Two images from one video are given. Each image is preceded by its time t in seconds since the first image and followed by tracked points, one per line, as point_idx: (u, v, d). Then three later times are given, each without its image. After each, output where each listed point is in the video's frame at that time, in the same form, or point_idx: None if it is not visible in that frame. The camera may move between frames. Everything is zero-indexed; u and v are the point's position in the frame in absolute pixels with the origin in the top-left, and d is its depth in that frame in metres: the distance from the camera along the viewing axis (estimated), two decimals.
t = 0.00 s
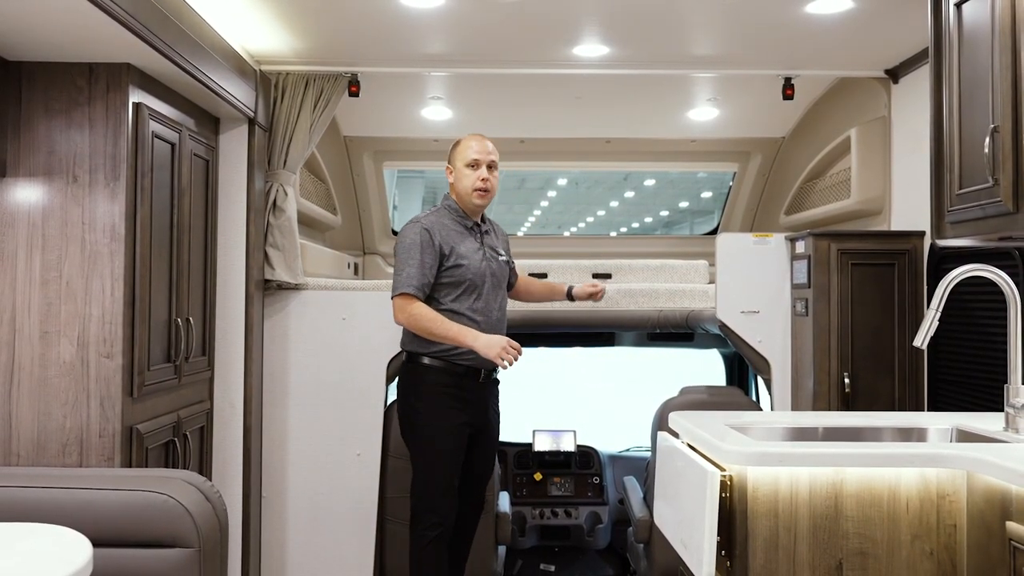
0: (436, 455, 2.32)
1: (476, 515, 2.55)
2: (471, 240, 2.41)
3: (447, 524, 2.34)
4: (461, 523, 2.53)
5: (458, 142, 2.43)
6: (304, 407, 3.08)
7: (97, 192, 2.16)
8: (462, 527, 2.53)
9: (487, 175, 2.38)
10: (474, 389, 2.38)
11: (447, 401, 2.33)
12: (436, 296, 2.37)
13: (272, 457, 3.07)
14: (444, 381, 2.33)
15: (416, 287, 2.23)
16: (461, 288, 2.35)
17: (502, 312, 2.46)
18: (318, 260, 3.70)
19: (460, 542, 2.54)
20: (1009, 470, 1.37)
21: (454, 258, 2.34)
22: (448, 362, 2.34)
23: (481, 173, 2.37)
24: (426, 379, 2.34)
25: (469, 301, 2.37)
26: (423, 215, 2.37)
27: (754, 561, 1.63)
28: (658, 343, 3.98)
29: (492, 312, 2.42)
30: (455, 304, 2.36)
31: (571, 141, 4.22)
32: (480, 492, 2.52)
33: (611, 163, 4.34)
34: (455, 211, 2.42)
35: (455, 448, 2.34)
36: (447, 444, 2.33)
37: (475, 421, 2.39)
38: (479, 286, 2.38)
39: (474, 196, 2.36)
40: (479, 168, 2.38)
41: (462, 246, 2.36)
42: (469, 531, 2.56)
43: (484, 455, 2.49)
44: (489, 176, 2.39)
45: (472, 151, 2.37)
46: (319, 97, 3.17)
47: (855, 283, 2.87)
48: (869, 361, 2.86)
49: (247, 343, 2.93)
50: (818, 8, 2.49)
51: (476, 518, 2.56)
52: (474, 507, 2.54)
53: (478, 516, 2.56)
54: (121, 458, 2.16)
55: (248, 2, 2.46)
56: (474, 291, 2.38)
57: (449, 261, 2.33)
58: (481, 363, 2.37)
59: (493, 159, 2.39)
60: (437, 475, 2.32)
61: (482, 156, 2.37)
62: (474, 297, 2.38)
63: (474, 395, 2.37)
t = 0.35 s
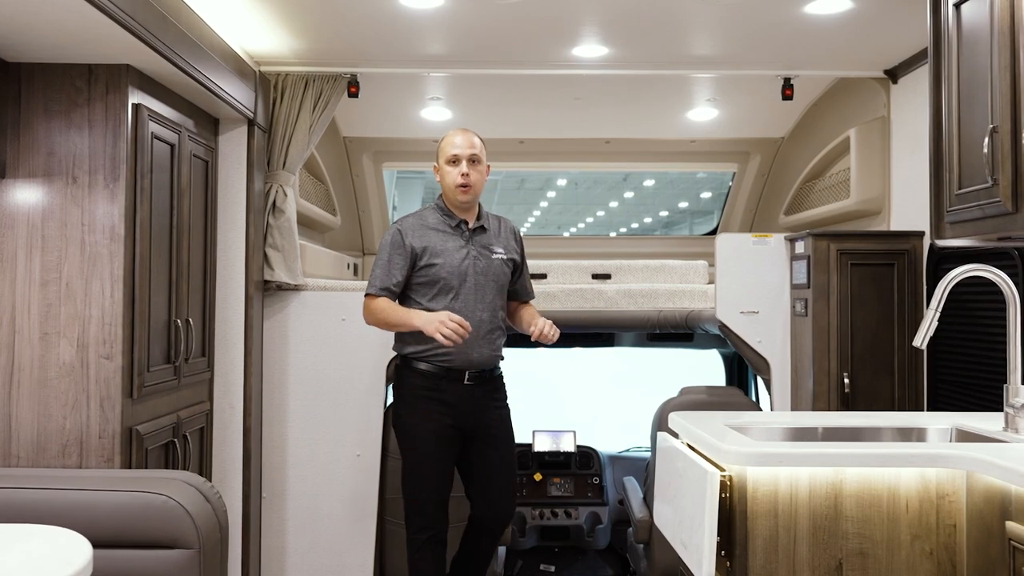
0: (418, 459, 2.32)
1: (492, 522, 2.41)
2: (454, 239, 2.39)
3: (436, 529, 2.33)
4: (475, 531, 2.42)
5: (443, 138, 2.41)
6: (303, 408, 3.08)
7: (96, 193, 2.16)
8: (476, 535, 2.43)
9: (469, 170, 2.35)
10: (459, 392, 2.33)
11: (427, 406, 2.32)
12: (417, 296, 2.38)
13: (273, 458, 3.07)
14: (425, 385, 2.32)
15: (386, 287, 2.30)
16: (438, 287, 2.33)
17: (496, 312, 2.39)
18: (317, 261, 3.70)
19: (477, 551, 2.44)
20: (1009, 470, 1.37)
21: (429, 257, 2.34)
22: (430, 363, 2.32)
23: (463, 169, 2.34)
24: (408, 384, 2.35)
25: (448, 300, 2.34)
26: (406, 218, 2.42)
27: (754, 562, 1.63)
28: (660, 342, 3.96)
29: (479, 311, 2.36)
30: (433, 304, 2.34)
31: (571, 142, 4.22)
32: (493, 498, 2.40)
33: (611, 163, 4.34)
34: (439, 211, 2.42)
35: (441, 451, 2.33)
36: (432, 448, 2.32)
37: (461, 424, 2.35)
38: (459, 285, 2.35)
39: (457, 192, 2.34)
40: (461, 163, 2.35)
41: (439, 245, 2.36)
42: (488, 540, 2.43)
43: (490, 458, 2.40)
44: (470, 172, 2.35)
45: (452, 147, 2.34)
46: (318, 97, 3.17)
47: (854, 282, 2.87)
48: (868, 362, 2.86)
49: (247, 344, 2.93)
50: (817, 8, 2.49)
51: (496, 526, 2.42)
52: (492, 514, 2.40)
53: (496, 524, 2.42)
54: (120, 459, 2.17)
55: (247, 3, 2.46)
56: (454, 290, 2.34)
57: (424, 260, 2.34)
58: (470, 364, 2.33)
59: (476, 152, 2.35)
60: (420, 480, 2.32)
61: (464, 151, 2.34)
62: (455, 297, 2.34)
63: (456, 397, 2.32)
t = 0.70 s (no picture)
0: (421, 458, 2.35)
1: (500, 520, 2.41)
2: (454, 238, 2.41)
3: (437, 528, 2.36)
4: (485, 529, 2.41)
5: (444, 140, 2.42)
6: (302, 409, 3.08)
7: (96, 195, 2.16)
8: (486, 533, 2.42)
9: (465, 173, 2.35)
10: (462, 391, 2.33)
11: (431, 405, 2.34)
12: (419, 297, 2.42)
13: (272, 459, 3.07)
14: (427, 384, 2.35)
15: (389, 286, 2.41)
16: (435, 286, 2.36)
17: (497, 312, 2.37)
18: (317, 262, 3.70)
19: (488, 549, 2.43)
20: (1008, 470, 1.37)
21: (427, 256, 2.38)
22: (430, 362, 2.35)
23: (457, 172, 2.34)
24: (414, 384, 2.38)
25: (446, 299, 2.35)
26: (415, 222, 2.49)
27: (753, 563, 1.63)
28: (658, 343, 4.01)
29: (478, 311, 2.35)
30: (432, 303, 2.36)
31: (570, 143, 4.22)
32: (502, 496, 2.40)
33: (610, 163, 4.34)
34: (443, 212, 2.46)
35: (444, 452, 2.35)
36: (435, 447, 2.34)
37: (465, 424, 2.35)
38: (456, 284, 2.36)
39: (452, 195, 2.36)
40: (456, 167, 2.36)
41: (438, 244, 2.39)
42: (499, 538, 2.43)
43: (499, 457, 2.39)
44: (466, 176, 2.35)
45: (448, 151, 2.35)
46: (318, 98, 3.17)
47: (853, 283, 2.87)
48: (868, 362, 2.86)
49: (247, 345, 2.93)
50: (816, 9, 2.49)
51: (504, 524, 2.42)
52: (502, 512, 2.40)
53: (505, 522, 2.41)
54: (120, 460, 2.16)
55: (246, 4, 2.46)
56: (452, 289, 2.35)
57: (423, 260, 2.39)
58: (473, 364, 2.33)
59: (472, 155, 2.35)
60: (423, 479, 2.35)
61: (459, 155, 2.34)
62: (452, 296, 2.35)
63: (459, 397, 2.33)
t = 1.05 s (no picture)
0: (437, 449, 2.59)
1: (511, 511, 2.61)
2: (468, 247, 2.63)
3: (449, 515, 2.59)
4: (497, 518, 2.61)
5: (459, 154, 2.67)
6: (302, 411, 3.08)
7: (95, 196, 2.16)
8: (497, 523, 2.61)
9: (462, 186, 2.58)
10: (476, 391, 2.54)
11: (446, 402, 2.57)
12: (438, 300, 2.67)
13: (272, 460, 3.07)
14: (445, 382, 2.58)
15: (409, 292, 2.79)
16: (448, 292, 2.62)
17: (502, 314, 2.55)
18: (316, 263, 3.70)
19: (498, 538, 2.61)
20: (1008, 471, 1.37)
21: (443, 264, 2.65)
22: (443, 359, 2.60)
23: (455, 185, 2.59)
24: (433, 382, 2.63)
25: (455, 302, 2.59)
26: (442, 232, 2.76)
27: (752, 564, 1.63)
28: (658, 344, 4.05)
29: (482, 313, 2.55)
30: (445, 305, 2.62)
31: (569, 144, 4.22)
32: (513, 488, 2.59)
33: (609, 164, 4.34)
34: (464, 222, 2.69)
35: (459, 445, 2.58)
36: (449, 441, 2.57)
37: (477, 420, 2.55)
38: (465, 290, 2.59)
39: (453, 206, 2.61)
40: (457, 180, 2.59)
41: (453, 253, 2.64)
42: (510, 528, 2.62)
43: (511, 452, 2.57)
44: (458, 190, 2.57)
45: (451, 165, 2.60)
46: (317, 99, 3.16)
47: (853, 283, 2.87)
48: (867, 363, 2.86)
49: (246, 346, 2.93)
50: (815, 9, 2.49)
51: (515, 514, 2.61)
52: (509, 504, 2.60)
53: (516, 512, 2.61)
54: (119, 461, 2.16)
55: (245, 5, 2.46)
56: (460, 293, 2.59)
57: (439, 268, 2.65)
58: (482, 364, 2.52)
59: (467, 170, 2.56)
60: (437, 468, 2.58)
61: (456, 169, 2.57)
62: (460, 299, 2.58)
63: (473, 396, 2.54)
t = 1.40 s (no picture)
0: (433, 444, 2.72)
1: (509, 506, 2.66)
2: (462, 246, 2.71)
3: (448, 506, 2.71)
4: (494, 514, 2.66)
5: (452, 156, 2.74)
6: (302, 411, 3.08)
7: (94, 197, 2.16)
8: (495, 518, 2.66)
9: (450, 188, 2.66)
10: (466, 388, 2.64)
11: (442, 399, 2.70)
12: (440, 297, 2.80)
13: (271, 461, 3.07)
14: (440, 380, 2.71)
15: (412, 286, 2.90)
16: (445, 290, 2.73)
17: (488, 312, 2.62)
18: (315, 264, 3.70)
19: (498, 534, 2.65)
20: (1008, 472, 1.37)
21: (441, 263, 2.76)
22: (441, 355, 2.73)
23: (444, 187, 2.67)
24: (434, 376, 2.76)
25: (448, 300, 2.70)
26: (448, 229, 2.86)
27: (752, 564, 1.62)
28: (658, 344, 4.04)
29: (469, 311, 2.63)
30: (442, 303, 2.74)
31: (568, 144, 4.22)
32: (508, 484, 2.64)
33: (608, 165, 4.34)
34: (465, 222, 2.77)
35: (454, 441, 2.70)
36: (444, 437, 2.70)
37: (468, 417, 2.65)
38: (456, 288, 2.68)
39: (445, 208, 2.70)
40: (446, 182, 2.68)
41: (449, 252, 2.74)
42: (510, 523, 2.66)
43: (503, 447, 2.63)
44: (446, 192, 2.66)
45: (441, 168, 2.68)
46: (316, 101, 3.16)
47: (852, 284, 2.87)
48: (867, 363, 2.87)
49: (246, 347, 2.93)
50: (814, 9, 2.49)
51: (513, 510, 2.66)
52: (503, 499, 2.65)
53: (513, 508, 2.66)
54: (119, 462, 2.16)
55: (245, 6, 2.46)
56: (452, 291, 2.69)
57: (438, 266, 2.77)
58: (467, 364, 2.62)
59: (453, 172, 2.64)
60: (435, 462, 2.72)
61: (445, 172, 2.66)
62: (452, 297, 2.69)
63: (463, 393, 2.64)
